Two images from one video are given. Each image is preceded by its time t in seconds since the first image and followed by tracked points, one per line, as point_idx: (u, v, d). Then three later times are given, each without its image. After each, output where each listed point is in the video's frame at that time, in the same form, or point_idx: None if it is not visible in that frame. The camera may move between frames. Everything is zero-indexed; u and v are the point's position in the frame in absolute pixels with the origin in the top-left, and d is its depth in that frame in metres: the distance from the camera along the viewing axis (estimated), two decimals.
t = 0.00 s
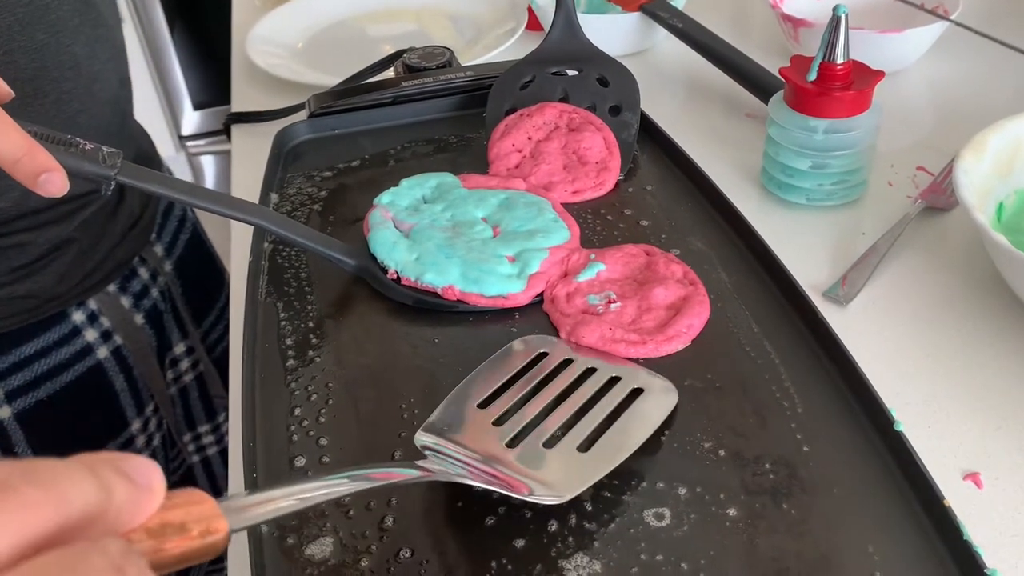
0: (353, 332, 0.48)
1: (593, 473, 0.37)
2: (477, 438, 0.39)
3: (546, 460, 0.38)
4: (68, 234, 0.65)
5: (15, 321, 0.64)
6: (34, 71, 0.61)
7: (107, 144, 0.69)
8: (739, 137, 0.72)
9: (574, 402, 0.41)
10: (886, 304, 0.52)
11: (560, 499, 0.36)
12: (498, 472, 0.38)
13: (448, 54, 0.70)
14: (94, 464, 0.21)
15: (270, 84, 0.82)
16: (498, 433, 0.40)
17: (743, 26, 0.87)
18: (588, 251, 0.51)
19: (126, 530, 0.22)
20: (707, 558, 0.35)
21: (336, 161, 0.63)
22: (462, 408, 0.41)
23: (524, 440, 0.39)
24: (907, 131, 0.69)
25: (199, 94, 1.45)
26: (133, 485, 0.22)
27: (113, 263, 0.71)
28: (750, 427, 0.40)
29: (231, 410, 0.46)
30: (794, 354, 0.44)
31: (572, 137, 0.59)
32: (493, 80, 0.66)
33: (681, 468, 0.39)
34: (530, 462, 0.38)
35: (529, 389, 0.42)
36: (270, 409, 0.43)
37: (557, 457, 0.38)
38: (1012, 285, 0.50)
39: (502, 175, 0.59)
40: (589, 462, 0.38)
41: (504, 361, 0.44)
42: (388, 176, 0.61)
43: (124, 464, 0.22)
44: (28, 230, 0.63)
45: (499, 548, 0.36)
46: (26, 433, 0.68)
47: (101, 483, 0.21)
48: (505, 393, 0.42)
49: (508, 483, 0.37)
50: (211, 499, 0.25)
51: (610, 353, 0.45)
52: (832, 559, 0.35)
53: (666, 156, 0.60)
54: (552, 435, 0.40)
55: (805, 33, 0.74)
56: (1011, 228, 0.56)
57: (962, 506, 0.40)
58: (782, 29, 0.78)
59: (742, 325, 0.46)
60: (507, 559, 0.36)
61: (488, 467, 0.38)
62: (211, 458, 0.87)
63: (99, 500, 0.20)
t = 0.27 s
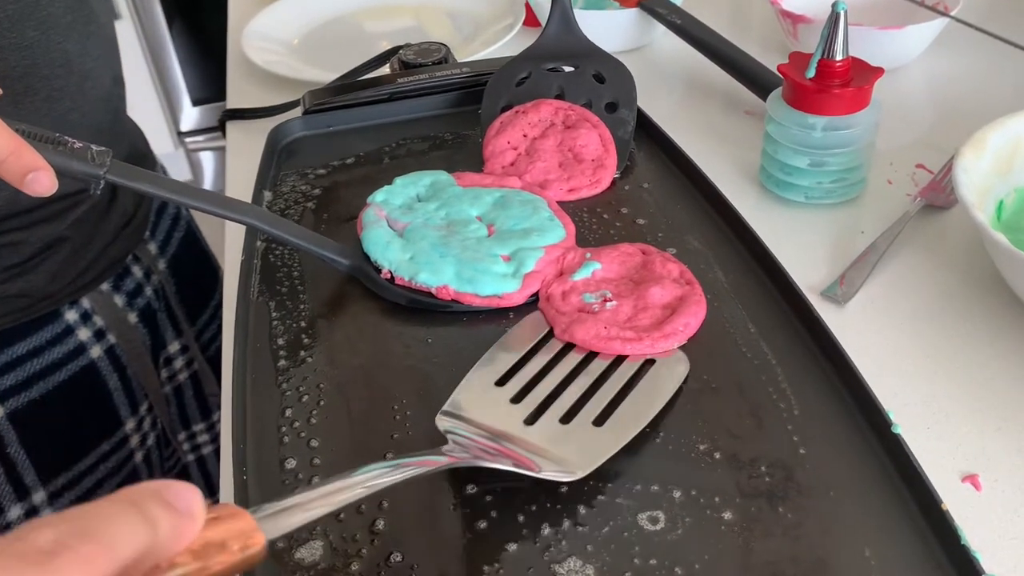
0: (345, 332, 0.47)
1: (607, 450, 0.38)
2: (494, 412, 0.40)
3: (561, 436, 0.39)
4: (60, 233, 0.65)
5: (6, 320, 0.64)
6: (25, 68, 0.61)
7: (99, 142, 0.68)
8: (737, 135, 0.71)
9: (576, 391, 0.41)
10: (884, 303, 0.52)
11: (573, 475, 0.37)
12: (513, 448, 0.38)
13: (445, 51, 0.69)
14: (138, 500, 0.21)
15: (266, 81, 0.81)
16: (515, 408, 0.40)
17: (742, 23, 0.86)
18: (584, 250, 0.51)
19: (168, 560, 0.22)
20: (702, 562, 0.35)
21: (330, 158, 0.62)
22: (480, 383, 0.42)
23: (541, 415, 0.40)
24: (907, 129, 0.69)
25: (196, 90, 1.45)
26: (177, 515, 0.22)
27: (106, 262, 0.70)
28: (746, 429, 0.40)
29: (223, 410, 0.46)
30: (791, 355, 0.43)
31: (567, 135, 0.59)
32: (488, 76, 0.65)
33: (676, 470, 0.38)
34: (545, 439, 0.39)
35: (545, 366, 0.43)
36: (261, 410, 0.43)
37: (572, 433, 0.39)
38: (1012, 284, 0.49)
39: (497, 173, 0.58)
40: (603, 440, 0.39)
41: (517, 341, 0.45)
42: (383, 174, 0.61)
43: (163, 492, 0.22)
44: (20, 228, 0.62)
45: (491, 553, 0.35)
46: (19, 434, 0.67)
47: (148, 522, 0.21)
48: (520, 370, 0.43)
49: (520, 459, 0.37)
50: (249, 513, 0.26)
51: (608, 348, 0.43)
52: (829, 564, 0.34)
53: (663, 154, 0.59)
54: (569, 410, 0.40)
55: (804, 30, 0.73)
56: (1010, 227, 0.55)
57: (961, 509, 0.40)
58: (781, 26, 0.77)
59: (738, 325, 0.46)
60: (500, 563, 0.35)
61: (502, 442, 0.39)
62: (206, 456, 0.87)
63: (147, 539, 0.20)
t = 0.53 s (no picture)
0: (346, 330, 0.47)
1: (632, 422, 0.39)
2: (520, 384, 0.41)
3: (587, 408, 0.40)
4: (59, 231, 0.65)
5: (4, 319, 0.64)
6: (23, 64, 0.60)
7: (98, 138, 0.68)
8: (740, 130, 0.70)
9: (589, 377, 0.41)
10: (890, 300, 0.51)
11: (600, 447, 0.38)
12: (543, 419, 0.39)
13: (446, 45, 0.68)
14: (206, 492, 0.23)
15: (266, 76, 0.81)
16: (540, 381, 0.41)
17: (745, 17, 0.85)
18: (588, 246, 0.50)
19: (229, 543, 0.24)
20: (707, 564, 0.34)
21: (331, 154, 0.62)
22: (506, 357, 0.43)
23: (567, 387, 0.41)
24: (912, 124, 0.68)
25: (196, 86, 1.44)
26: (241, 501, 0.23)
27: (106, 260, 0.70)
28: (752, 428, 0.40)
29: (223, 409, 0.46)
30: (797, 353, 0.43)
31: (570, 130, 0.58)
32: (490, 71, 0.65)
33: (681, 470, 0.38)
34: (571, 410, 0.40)
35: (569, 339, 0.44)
36: (262, 409, 0.42)
37: (598, 406, 0.40)
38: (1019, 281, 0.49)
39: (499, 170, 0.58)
40: (628, 412, 0.40)
41: (537, 317, 0.46)
42: (384, 170, 0.60)
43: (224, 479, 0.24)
44: (18, 226, 0.62)
45: (494, 554, 0.35)
46: (18, 433, 0.67)
47: (217, 513, 0.22)
48: (543, 346, 0.43)
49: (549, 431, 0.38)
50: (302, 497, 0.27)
51: (617, 344, 0.43)
52: (835, 565, 0.34)
53: (667, 150, 0.59)
54: (593, 382, 0.41)
55: (808, 24, 0.72)
56: (1016, 223, 0.55)
57: (968, 508, 0.39)
58: (785, 20, 0.77)
59: (743, 323, 0.45)
60: (502, 564, 0.35)
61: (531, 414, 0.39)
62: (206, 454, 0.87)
63: (217, 529, 0.22)
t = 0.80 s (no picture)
0: (347, 327, 0.47)
1: (649, 398, 0.40)
2: (537, 365, 0.42)
3: (604, 385, 0.40)
4: (58, 229, 0.65)
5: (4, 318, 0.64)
6: (22, 62, 0.60)
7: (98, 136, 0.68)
8: (743, 126, 0.70)
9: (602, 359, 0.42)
10: (893, 297, 0.51)
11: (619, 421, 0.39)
12: (561, 396, 0.40)
13: (447, 42, 0.68)
14: (233, 456, 0.23)
15: (267, 73, 0.81)
16: (556, 362, 0.42)
17: (747, 12, 0.85)
18: (591, 240, 0.50)
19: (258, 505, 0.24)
20: (711, 561, 0.34)
21: (332, 150, 0.61)
22: (522, 340, 0.43)
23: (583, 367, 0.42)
24: (915, 119, 0.68)
25: (198, 84, 1.44)
26: (268, 464, 0.24)
27: (106, 258, 0.70)
28: (755, 426, 0.39)
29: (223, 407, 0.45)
30: (800, 349, 0.43)
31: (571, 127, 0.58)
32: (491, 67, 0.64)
33: (684, 468, 0.38)
34: (590, 389, 0.40)
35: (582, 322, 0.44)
36: (262, 406, 0.42)
37: (614, 383, 0.41)
38: None
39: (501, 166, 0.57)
40: (645, 389, 0.40)
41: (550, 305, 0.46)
42: (385, 166, 0.60)
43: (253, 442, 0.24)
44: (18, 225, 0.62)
45: (496, 552, 0.35)
46: (18, 432, 0.67)
47: (244, 478, 0.22)
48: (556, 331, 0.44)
49: (568, 407, 0.39)
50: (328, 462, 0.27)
51: (642, 332, 0.43)
52: (839, 563, 0.34)
53: (669, 145, 0.58)
54: (609, 361, 0.42)
55: (811, 19, 0.72)
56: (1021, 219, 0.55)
57: (973, 505, 0.39)
58: (788, 15, 0.76)
59: (746, 320, 0.45)
60: (504, 563, 0.34)
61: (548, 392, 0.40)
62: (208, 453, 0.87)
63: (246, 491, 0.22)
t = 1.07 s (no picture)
0: (347, 331, 0.47)
1: (628, 402, 0.40)
2: (522, 366, 0.42)
3: (586, 388, 0.41)
4: (59, 232, 0.65)
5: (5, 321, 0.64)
6: (22, 68, 0.60)
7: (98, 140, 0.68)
8: (741, 129, 0.70)
9: (585, 362, 0.42)
10: (891, 299, 0.51)
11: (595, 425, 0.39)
12: (541, 399, 0.40)
13: (446, 45, 0.68)
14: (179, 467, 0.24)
15: (267, 77, 0.81)
16: (542, 364, 0.42)
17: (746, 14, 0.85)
18: (590, 241, 0.50)
19: (215, 511, 0.26)
20: (708, 564, 0.34)
21: (332, 154, 0.62)
22: (509, 341, 0.44)
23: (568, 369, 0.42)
24: (914, 121, 0.68)
25: (199, 86, 1.45)
26: (219, 471, 0.25)
27: (106, 261, 0.70)
28: (752, 429, 0.39)
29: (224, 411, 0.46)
30: (797, 352, 0.43)
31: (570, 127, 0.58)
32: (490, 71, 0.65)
33: (682, 471, 0.38)
34: (572, 393, 0.40)
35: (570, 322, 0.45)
36: (263, 411, 0.42)
37: (596, 386, 0.41)
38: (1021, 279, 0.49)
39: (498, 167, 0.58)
40: (626, 392, 0.41)
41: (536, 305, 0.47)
42: (385, 170, 0.60)
43: (206, 450, 0.26)
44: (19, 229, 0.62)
45: (495, 555, 0.35)
46: (20, 435, 0.67)
47: (191, 489, 0.24)
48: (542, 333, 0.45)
49: (547, 410, 0.39)
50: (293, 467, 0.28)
51: (625, 333, 0.43)
52: (836, 566, 0.34)
53: (667, 148, 0.59)
54: (591, 364, 0.42)
55: (809, 21, 0.72)
56: (1018, 222, 0.55)
57: (969, 508, 0.39)
58: (787, 17, 0.76)
59: (745, 322, 0.45)
60: (503, 566, 0.35)
61: (532, 395, 0.40)
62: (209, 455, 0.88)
63: (193, 500, 0.24)
